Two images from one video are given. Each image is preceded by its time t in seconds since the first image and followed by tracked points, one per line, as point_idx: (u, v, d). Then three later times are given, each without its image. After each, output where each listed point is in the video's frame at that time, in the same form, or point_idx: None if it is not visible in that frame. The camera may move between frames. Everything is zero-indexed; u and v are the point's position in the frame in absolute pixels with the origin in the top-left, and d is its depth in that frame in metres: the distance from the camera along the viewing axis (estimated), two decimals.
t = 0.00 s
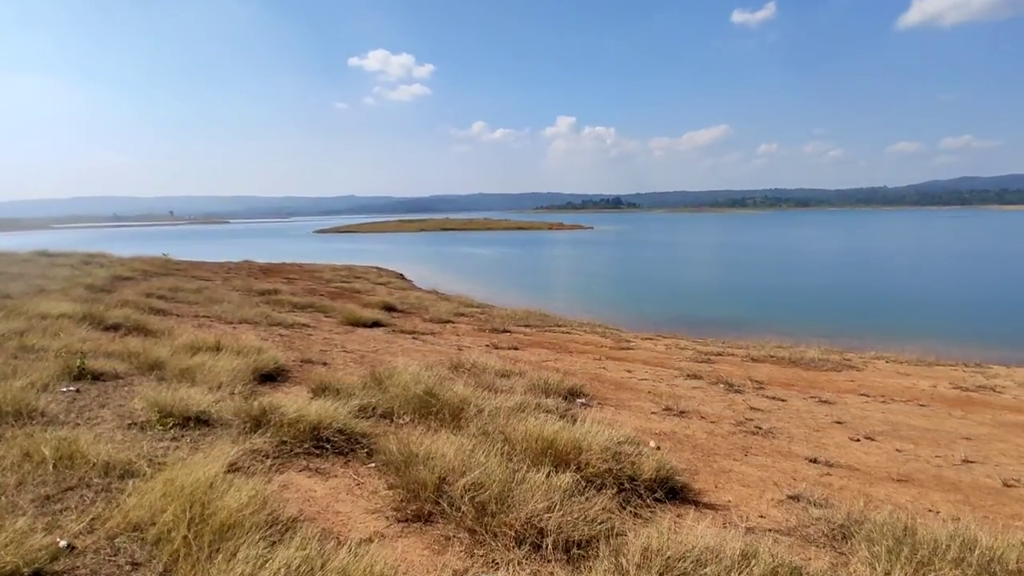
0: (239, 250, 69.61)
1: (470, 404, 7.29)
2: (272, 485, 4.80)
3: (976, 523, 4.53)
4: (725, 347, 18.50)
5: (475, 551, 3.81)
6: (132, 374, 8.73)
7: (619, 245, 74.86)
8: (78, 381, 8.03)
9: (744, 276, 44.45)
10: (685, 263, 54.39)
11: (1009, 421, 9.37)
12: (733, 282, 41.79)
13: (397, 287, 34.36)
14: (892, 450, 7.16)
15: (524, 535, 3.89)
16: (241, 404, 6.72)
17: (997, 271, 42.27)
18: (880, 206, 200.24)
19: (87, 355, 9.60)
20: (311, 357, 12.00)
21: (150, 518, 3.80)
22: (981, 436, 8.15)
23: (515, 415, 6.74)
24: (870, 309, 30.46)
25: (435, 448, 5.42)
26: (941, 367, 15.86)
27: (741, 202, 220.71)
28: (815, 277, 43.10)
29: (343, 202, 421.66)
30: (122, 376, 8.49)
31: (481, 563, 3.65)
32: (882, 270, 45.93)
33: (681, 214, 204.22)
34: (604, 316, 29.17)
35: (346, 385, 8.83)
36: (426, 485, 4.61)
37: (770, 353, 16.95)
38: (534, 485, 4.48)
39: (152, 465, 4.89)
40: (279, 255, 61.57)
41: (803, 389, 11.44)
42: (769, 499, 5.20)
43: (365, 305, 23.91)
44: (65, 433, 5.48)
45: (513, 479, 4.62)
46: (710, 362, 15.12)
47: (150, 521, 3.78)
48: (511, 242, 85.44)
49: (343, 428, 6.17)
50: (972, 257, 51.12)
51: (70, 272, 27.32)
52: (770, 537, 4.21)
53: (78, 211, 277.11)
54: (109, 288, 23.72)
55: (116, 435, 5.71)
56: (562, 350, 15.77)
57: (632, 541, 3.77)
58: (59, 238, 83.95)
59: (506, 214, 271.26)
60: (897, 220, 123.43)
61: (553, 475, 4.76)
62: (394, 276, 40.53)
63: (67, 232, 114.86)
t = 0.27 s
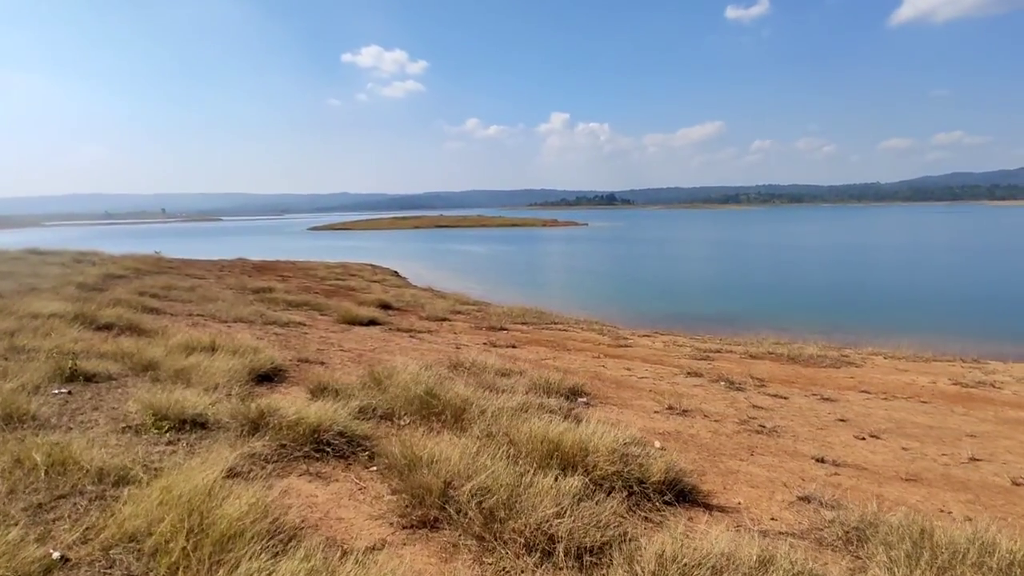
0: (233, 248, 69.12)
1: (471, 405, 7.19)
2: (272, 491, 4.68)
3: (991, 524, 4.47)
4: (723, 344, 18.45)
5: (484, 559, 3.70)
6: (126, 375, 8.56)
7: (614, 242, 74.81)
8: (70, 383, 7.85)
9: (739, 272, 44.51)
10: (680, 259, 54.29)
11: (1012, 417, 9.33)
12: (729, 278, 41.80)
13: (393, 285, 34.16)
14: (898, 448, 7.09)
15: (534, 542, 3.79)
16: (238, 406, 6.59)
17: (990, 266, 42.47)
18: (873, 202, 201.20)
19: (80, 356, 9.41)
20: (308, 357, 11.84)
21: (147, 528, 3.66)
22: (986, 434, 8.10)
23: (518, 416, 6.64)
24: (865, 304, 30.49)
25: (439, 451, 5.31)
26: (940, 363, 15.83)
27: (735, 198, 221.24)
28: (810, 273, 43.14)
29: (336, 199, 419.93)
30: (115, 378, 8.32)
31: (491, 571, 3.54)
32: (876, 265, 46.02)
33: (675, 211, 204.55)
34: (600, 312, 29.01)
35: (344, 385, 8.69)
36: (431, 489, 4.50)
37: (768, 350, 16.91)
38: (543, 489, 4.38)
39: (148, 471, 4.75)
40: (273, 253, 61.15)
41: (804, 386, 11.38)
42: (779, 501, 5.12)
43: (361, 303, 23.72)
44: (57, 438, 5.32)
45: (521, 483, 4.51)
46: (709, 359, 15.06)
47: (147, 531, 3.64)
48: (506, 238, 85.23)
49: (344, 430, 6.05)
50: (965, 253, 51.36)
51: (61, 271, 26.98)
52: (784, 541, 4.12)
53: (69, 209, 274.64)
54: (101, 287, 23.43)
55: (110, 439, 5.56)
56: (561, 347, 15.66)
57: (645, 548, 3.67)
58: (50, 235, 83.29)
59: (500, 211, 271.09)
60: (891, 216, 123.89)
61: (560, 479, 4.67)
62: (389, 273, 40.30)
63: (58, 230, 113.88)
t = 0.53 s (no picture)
0: (227, 245, 68.58)
1: (472, 404, 7.04)
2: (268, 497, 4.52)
3: (1009, 526, 4.35)
4: (721, 340, 18.35)
5: (491, 569, 3.55)
6: (117, 375, 8.36)
7: (610, 237, 74.73)
8: (59, 384, 7.64)
9: (735, 267, 44.45)
10: (676, 255, 54.15)
11: (1016, 412, 9.24)
12: (724, 273, 41.76)
13: (388, 281, 33.92)
14: (906, 446, 6.99)
15: (543, 549, 3.66)
16: (232, 407, 6.40)
17: (984, 260, 42.59)
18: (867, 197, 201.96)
19: (69, 356, 9.19)
20: (303, 355, 11.65)
21: (137, 540, 3.49)
22: (992, 429, 8.01)
23: (521, 415, 6.49)
24: (861, 299, 30.45)
25: (441, 453, 5.16)
26: (939, 358, 15.77)
27: (728, 193, 221.74)
28: (805, 268, 43.11)
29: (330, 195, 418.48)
30: (105, 379, 8.11)
31: None
32: (871, 260, 46.03)
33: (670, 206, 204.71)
34: (597, 308, 28.82)
35: (342, 384, 8.52)
36: (434, 493, 4.35)
37: (767, 345, 16.81)
38: (550, 493, 4.23)
39: (139, 477, 4.57)
40: (267, 250, 60.72)
41: (805, 382, 11.27)
42: (791, 502, 4.99)
43: (356, 300, 23.48)
44: (44, 443, 5.13)
45: (527, 487, 4.36)
46: (709, 354, 14.96)
47: (137, 543, 3.47)
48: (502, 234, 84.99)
49: (342, 432, 5.88)
50: (959, 247, 51.50)
51: (52, 269, 26.63)
52: (800, 547, 3.99)
53: (60, 206, 272.13)
54: (92, 284, 23.12)
55: (100, 443, 5.37)
56: (559, 344, 15.52)
57: (658, 556, 3.54)
58: (41, 233, 82.53)
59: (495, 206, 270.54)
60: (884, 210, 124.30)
61: (567, 481, 4.52)
62: (384, 269, 40.05)
63: (50, 227, 113.02)
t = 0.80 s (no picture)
0: (221, 241, 68.03)
1: (472, 403, 6.86)
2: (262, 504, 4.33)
3: None
4: (720, 335, 18.21)
5: None
6: (106, 375, 8.13)
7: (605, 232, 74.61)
8: (46, 385, 7.41)
9: (730, 262, 44.36)
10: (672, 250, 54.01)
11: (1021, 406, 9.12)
12: (720, 268, 41.65)
13: (383, 277, 33.66)
14: (914, 443, 6.85)
15: (551, 557, 3.49)
16: (225, 408, 6.20)
17: (979, 254, 42.70)
18: (861, 191, 202.67)
19: (56, 355, 8.95)
20: (298, 353, 11.43)
21: (123, 553, 3.31)
22: (999, 425, 7.88)
23: (522, 415, 6.32)
24: (858, 294, 30.39)
25: (441, 455, 5.00)
26: (938, 352, 15.68)
27: (723, 188, 221.95)
28: (801, 263, 43.05)
29: (324, 191, 416.64)
30: (94, 379, 7.88)
31: None
32: (866, 255, 46.03)
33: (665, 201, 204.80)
34: (594, 304, 28.62)
35: (338, 383, 8.33)
36: (435, 498, 4.18)
37: (766, 340, 16.69)
38: (556, 497, 4.07)
39: (126, 484, 4.38)
40: (261, 246, 60.26)
41: (807, 378, 11.13)
42: (802, 504, 4.85)
43: (351, 296, 23.24)
44: (27, 447, 4.92)
45: (531, 491, 4.20)
46: (708, 350, 14.83)
47: (123, 556, 3.29)
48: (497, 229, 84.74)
49: (339, 434, 5.70)
50: (953, 241, 51.64)
51: (42, 266, 26.26)
52: (817, 552, 3.84)
53: (50, 203, 269.60)
54: (83, 282, 22.79)
55: (86, 447, 5.16)
56: (557, 340, 15.34)
57: (671, 565, 3.38)
58: (32, 230, 81.74)
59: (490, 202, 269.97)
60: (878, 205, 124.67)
61: (573, 485, 4.36)
62: (379, 265, 39.76)
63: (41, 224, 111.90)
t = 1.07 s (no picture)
0: (215, 237, 67.43)
1: (473, 403, 6.71)
2: (256, 513, 4.17)
3: None
4: (718, 329, 18.07)
5: None
6: (95, 376, 7.92)
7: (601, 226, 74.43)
8: (33, 386, 7.21)
9: (726, 255, 44.25)
10: (667, 243, 53.85)
11: None
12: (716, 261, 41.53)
13: (379, 272, 33.40)
14: (923, 440, 6.72)
15: (560, 567, 3.34)
16: (217, 409, 6.02)
17: (974, 246, 42.68)
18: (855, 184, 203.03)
19: (44, 355, 8.73)
20: (293, 350, 11.23)
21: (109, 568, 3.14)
22: (1007, 420, 7.76)
23: (524, 414, 6.17)
24: (855, 286, 30.25)
25: (442, 458, 4.84)
26: (938, 345, 15.55)
27: (719, 181, 221.97)
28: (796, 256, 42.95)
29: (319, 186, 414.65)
30: (83, 379, 7.67)
31: None
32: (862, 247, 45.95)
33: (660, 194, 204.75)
34: (591, 298, 28.39)
35: (334, 382, 8.16)
36: (436, 505, 4.01)
37: (765, 334, 16.56)
38: (562, 503, 3.92)
39: (114, 491, 4.20)
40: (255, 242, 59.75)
41: (809, 372, 11.01)
42: (814, 505, 4.72)
43: (346, 292, 23.00)
44: (11, 453, 4.73)
45: (536, 496, 4.05)
46: (707, 344, 14.70)
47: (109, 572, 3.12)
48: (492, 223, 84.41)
49: (335, 436, 5.53)
50: (948, 233, 51.66)
51: (32, 263, 25.89)
52: (834, 558, 3.70)
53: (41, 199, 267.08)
54: (74, 279, 22.46)
55: (72, 453, 4.98)
56: (556, 335, 15.16)
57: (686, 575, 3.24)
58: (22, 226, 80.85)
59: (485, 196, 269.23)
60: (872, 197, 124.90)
61: (579, 489, 4.21)
62: (374, 260, 39.45)
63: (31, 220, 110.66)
